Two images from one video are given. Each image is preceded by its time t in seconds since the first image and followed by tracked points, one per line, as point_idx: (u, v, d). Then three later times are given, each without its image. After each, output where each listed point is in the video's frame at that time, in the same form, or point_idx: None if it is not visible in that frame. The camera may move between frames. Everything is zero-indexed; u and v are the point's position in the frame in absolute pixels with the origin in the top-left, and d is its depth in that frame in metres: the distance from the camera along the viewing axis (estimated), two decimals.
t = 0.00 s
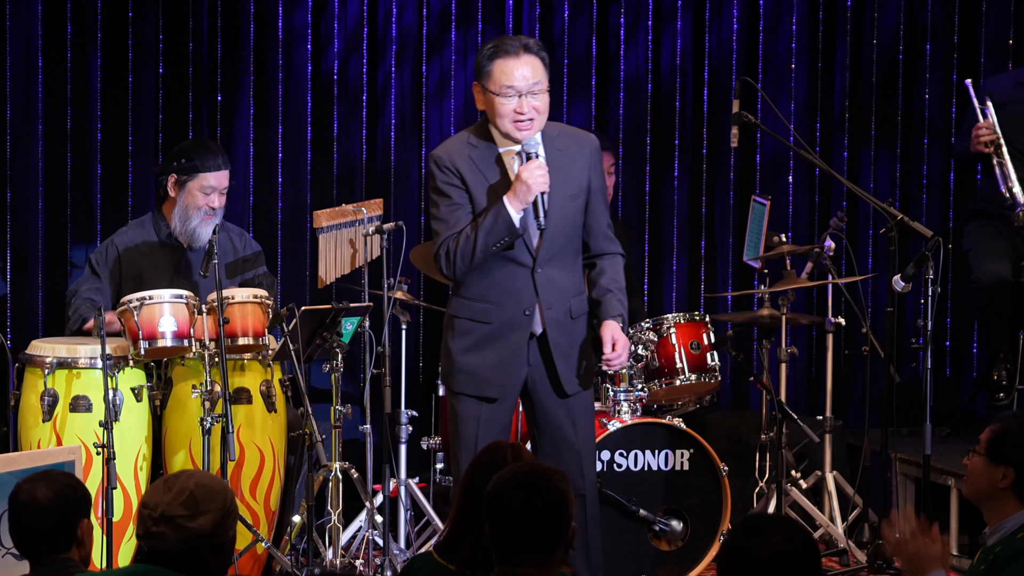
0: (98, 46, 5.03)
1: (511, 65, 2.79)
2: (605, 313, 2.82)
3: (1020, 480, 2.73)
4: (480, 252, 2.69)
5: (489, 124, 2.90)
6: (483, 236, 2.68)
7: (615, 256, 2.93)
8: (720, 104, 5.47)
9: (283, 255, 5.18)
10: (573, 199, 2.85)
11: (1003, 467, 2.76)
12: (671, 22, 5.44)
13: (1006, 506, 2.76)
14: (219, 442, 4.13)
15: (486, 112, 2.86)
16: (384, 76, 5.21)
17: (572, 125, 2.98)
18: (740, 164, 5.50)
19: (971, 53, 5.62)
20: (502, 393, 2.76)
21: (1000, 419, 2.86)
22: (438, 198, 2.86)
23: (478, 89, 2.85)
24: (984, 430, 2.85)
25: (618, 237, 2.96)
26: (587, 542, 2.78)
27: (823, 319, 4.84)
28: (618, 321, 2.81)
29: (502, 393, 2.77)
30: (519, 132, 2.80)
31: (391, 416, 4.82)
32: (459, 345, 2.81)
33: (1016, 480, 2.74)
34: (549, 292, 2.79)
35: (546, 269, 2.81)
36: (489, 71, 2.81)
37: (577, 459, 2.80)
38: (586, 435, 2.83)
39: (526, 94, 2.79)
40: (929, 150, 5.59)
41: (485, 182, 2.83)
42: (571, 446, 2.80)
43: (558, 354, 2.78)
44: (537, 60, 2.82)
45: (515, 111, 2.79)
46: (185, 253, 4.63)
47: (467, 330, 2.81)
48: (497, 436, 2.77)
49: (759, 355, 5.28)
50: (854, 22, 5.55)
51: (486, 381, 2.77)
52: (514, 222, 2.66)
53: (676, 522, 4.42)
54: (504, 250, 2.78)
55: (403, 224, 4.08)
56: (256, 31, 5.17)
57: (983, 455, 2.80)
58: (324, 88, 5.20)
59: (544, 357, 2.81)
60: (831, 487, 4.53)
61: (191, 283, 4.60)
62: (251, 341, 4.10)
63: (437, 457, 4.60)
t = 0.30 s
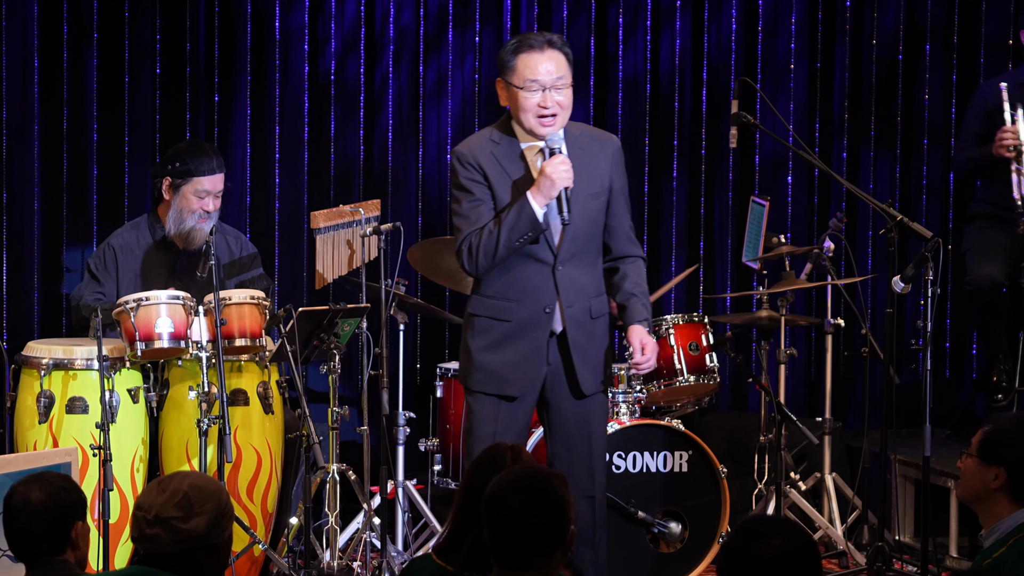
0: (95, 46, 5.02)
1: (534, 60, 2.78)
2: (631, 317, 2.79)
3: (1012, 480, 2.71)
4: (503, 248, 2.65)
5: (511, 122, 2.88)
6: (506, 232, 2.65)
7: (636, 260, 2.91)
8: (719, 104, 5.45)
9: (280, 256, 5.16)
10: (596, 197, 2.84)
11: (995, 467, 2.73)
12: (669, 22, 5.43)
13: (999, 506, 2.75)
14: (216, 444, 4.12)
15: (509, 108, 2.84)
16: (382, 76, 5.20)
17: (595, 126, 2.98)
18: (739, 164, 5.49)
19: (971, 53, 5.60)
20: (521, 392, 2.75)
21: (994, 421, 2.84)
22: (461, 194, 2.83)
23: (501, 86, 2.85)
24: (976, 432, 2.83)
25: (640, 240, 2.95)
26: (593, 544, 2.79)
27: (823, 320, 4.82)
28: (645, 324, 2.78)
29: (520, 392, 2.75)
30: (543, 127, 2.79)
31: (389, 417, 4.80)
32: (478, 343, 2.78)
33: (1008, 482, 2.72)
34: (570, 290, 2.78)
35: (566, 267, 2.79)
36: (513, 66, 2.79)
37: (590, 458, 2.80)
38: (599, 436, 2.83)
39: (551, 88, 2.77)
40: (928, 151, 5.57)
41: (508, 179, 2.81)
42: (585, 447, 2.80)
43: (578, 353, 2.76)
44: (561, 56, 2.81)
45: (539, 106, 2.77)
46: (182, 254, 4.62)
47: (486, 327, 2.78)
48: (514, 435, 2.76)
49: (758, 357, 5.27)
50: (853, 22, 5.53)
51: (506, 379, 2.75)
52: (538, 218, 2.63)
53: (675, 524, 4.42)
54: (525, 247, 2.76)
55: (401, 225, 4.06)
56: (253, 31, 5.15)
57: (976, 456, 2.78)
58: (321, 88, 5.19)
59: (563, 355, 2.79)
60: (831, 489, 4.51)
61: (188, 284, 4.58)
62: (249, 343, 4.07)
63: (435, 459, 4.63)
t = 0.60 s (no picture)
0: (91, 46, 5.01)
1: (552, 58, 2.82)
2: (657, 314, 2.87)
3: (1015, 485, 2.70)
4: (522, 245, 2.69)
5: (529, 120, 2.93)
6: (525, 229, 2.69)
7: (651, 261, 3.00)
8: (718, 104, 5.44)
9: (278, 257, 5.14)
10: (612, 197, 2.91)
11: (998, 472, 2.72)
12: (668, 22, 5.41)
13: (1003, 510, 2.73)
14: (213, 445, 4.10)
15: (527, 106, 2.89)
16: (379, 76, 5.18)
17: (610, 128, 3.05)
18: (738, 165, 5.48)
19: (971, 53, 5.58)
20: (537, 392, 2.80)
21: (995, 424, 2.82)
22: (478, 192, 2.87)
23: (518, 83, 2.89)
24: (980, 436, 2.81)
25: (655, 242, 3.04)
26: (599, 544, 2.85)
27: (822, 322, 4.80)
28: (671, 320, 2.87)
29: (535, 391, 2.80)
30: (561, 125, 2.84)
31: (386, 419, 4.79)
32: (493, 342, 2.83)
33: (1012, 486, 2.70)
34: (586, 290, 2.84)
35: (582, 267, 2.85)
36: (531, 64, 2.84)
37: (600, 459, 2.86)
38: (609, 437, 2.89)
39: (569, 86, 2.82)
40: (928, 152, 5.55)
41: (525, 177, 2.86)
42: (595, 448, 2.86)
43: (593, 352, 2.82)
44: (579, 53, 2.85)
45: (557, 103, 2.82)
46: (180, 255, 4.60)
47: (501, 327, 2.83)
48: (527, 435, 2.81)
49: (757, 358, 5.25)
50: (852, 22, 5.51)
51: (521, 378, 2.79)
52: (558, 213, 2.68)
53: (673, 525, 4.39)
54: (542, 245, 2.81)
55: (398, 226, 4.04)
56: (250, 31, 5.14)
57: (979, 460, 2.76)
58: (318, 88, 5.16)
59: (578, 355, 2.85)
60: (830, 491, 4.50)
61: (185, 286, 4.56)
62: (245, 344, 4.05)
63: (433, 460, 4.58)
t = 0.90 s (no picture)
0: (87, 47, 4.99)
1: (566, 55, 2.88)
2: (670, 311, 2.90)
3: (1016, 488, 2.68)
4: (532, 243, 2.69)
5: (537, 118, 2.97)
6: (537, 227, 2.68)
7: (657, 262, 3.02)
8: (716, 105, 5.43)
9: (274, 258, 5.13)
10: (621, 197, 2.91)
11: (999, 475, 2.70)
12: (667, 23, 5.39)
13: (1005, 513, 2.70)
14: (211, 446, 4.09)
15: (540, 104, 2.93)
16: (377, 77, 5.17)
17: (616, 129, 3.06)
18: (736, 165, 5.46)
19: (971, 53, 5.56)
20: (543, 392, 2.79)
21: (995, 426, 2.80)
22: (488, 189, 2.88)
23: (530, 82, 2.93)
24: (980, 438, 2.79)
25: (660, 242, 3.06)
26: (601, 545, 2.85)
27: (821, 323, 4.78)
28: (685, 315, 2.90)
29: (542, 392, 2.79)
30: (578, 122, 2.89)
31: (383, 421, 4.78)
32: (498, 342, 2.81)
33: (1013, 489, 2.68)
34: (594, 290, 2.84)
35: (590, 267, 2.85)
36: (544, 61, 2.89)
37: (603, 460, 2.86)
38: (613, 438, 2.89)
39: (583, 82, 2.88)
40: (928, 153, 5.54)
41: (535, 176, 2.87)
42: (598, 450, 2.85)
43: (600, 353, 2.83)
44: (591, 50, 2.92)
45: (574, 99, 2.88)
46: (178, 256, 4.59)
47: (507, 327, 2.81)
48: (532, 435, 2.81)
49: (756, 360, 5.24)
50: (852, 22, 5.50)
51: (528, 378, 2.78)
52: (569, 211, 2.68)
53: (671, 527, 4.37)
54: (552, 244, 2.81)
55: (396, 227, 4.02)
56: (247, 32, 5.12)
57: (979, 463, 2.74)
58: (315, 88, 5.14)
59: (584, 355, 2.85)
60: (830, 493, 4.48)
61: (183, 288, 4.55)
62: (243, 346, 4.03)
63: (430, 462, 4.54)
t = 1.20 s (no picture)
0: (84, 47, 4.97)
1: (568, 53, 2.88)
2: (665, 318, 2.89)
3: (1011, 489, 2.66)
4: (539, 242, 2.67)
5: (541, 118, 2.96)
6: (544, 226, 2.67)
7: (656, 264, 3.01)
8: (715, 105, 5.41)
9: (271, 259, 5.11)
10: (625, 198, 2.90)
11: (993, 476, 2.68)
12: (665, 23, 5.38)
13: (1000, 515, 2.69)
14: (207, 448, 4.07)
15: (543, 104, 2.92)
16: (375, 77, 5.15)
17: (619, 130, 3.05)
18: (735, 166, 5.45)
19: (971, 53, 5.54)
20: (548, 392, 2.77)
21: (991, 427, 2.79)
22: (493, 189, 2.86)
23: (533, 80, 2.93)
24: (974, 439, 2.78)
25: (660, 244, 3.05)
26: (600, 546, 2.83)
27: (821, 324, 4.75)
28: (680, 322, 2.88)
29: (546, 393, 2.78)
30: (581, 120, 2.88)
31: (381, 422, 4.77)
32: (502, 342, 2.79)
33: (1007, 490, 2.67)
34: (598, 291, 2.82)
35: (595, 267, 2.84)
36: (548, 59, 2.89)
37: (604, 462, 2.85)
38: (615, 439, 2.88)
39: (586, 79, 2.87)
40: (927, 153, 5.52)
41: (540, 175, 2.86)
42: (600, 452, 2.84)
43: (604, 354, 2.81)
44: (594, 48, 2.92)
45: (576, 96, 2.86)
46: (176, 256, 4.57)
47: (511, 327, 2.80)
48: (534, 436, 2.79)
49: (755, 361, 5.23)
50: (851, 23, 5.48)
51: (532, 379, 2.76)
52: (577, 211, 2.67)
53: (670, 530, 4.33)
54: (557, 244, 2.80)
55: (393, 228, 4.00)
56: (244, 32, 5.10)
57: (973, 464, 2.73)
58: (312, 88, 5.13)
59: (587, 356, 2.83)
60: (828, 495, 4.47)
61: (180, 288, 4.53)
62: (239, 347, 4.02)
63: (427, 464, 4.52)
